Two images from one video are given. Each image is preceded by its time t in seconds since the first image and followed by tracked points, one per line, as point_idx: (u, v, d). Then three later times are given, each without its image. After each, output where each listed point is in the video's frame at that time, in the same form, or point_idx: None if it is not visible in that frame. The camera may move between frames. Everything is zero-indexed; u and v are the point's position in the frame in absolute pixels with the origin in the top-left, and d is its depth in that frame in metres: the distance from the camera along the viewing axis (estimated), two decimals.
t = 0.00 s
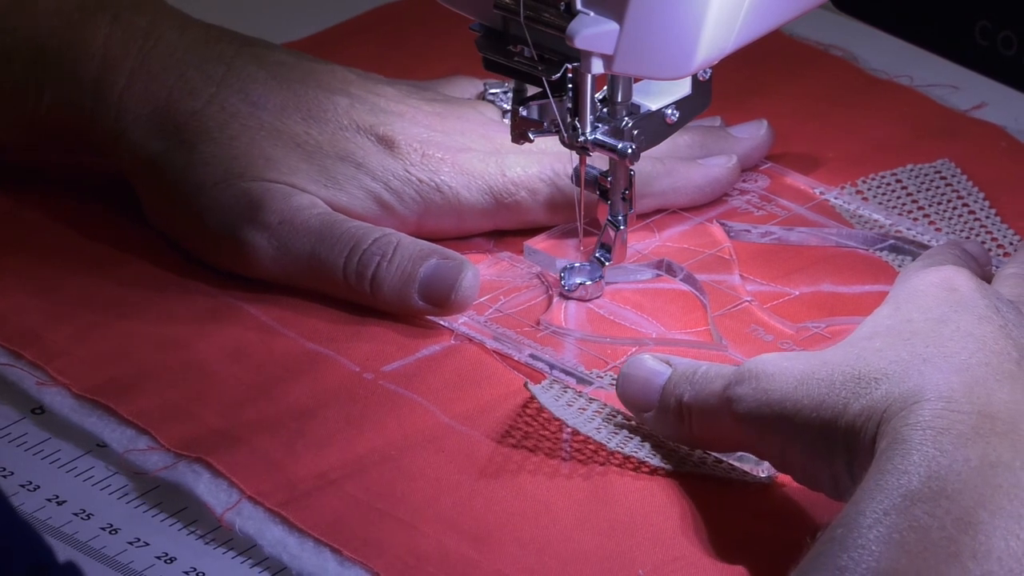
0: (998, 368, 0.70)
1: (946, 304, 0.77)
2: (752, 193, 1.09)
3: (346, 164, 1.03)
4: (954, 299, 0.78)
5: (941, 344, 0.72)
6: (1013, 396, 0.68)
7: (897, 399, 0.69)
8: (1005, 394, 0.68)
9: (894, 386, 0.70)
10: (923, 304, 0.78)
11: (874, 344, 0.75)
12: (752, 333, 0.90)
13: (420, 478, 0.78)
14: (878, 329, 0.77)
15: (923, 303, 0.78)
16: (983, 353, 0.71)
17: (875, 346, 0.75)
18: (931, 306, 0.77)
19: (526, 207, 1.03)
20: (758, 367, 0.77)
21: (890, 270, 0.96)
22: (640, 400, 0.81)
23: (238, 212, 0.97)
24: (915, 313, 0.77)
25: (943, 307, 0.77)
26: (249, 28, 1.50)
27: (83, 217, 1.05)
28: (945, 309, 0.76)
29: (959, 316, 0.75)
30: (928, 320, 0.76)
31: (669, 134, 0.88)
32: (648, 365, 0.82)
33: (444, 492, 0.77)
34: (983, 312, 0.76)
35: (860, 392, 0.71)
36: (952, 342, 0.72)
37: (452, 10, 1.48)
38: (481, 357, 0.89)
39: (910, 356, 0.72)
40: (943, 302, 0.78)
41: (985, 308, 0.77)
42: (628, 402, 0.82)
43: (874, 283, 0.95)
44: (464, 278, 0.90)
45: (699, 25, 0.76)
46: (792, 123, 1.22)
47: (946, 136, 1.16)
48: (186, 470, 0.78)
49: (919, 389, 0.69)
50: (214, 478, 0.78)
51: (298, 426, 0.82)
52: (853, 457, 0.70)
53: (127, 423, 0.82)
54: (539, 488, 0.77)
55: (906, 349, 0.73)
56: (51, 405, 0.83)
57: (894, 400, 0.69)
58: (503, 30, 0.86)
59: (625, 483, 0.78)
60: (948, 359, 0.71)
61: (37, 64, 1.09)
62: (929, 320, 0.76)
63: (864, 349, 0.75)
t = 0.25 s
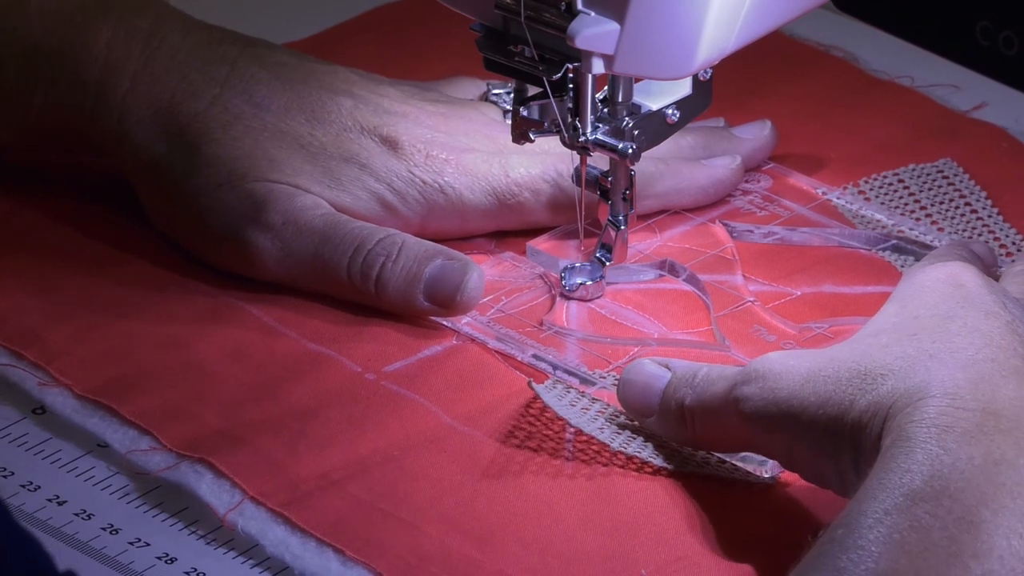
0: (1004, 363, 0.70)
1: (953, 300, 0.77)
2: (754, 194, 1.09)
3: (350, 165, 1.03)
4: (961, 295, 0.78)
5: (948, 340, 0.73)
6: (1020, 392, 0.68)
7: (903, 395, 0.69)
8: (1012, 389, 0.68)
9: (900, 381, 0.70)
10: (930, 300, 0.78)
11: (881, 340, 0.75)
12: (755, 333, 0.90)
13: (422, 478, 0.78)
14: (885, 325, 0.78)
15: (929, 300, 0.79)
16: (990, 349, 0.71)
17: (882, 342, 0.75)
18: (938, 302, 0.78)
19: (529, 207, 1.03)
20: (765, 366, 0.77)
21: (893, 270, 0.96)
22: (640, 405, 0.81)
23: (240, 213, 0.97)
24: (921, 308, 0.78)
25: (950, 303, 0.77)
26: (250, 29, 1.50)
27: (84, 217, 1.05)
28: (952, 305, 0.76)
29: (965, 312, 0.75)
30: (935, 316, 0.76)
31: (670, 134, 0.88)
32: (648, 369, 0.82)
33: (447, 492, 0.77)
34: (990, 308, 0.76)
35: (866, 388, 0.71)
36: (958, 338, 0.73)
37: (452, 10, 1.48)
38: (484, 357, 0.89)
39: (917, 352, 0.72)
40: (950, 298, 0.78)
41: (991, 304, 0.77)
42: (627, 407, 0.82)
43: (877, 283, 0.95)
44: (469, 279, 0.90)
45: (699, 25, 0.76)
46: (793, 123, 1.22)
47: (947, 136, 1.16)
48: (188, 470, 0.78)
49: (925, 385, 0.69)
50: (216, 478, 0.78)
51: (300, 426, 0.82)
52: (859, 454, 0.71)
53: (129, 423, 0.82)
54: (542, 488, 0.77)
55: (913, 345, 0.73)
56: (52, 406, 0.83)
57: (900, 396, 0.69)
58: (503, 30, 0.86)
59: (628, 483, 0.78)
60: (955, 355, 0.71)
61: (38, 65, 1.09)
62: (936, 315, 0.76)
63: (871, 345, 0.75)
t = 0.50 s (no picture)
0: (1008, 363, 0.70)
1: (957, 300, 0.77)
2: (756, 194, 1.09)
3: (351, 165, 1.03)
4: (965, 294, 0.78)
5: (952, 339, 0.73)
6: None
7: (907, 395, 0.69)
8: (1016, 390, 0.68)
9: (905, 381, 0.70)
10: (934, 299, 0.78)
11: (886, 340, 0.75)
12: (756, 333, 0.90)
13: (423, 478, 0.78)
14: (889, 324, 0.78)
15: (932, 298, 0.78)
16: (994, 349, 0.71)
17: (885, 342, 0.75)
18: (942, 300, 0.78)
19: (530, 207, 1.03)
20: (768, 368, 0.77)
21: (894, 270, 0.96)
22: (642, 406, 0.81)
23: (241, 213, 0.97)
24: (925, 307, 0.77)
25: (953, 302, 0.77)
26: (250, 28, 1.50)
27: (85, 217, 1.05)
28: (955, 304, 0.76)
29: (969, 311, 0.75)
30: (939, 315, 0.76)
31: (670, 134, 0.88)
32: (649, 370, 0.82)
33: (448, 492, 0.77)
34: (993, 308, 0.76)
35: (870, 388, 0.71)
36: (963, 337, 0.73)
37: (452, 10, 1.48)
38: (485, 357, 0.89)
39: (921, 352, 0.72)
40: (954, 297, 0.78)
41: (995, 303, 0.77)
42: (630, 408, 0.82)
43: (879, 283, 0.95)
44: (470, 279, 0.89)
45: (699, 25, 0.76)
46: (794, 123, 1.22)
47: (947, 136, 1.16)
48: (190, 471, 0.78)
49: (930, 385, 0.69)
50: (217, 478, 0.78)
51: (301, 426, 0.82)
52: (862, 453, 0.70)
53: (130, 423, 0.82)
54: (543, 489, 0.77)
55: (917, 345, 0.73)
56: (53, 406, 0.83)
57: (904, 396, 0.69)
58: (503, 30, 0.86)
59: (630, 483, 0.78)
60: (959, 354, 0.71)
61: (39, 64, 1.09)
62: (940, 314, 0.76)
63: (875, 345, 0.75)
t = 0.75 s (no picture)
0: (1012, 366, 0.71)
1: (960, 301, 0.77)
2: (755, 194, 1.09)
3: (351, 166, 1.03)
4: (968, 296, 0.78)
5: (956, 342, 0.73)
6: None
7: (912, 397, 0.69)
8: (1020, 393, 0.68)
9: (909, 383, 0.70)
10: (937, 301, 0.78)
11: (889, 342, 0.75)
12: (756, 333, 0.90)
13: (423, 478, 0.78)
14: (893, 326, 0.78)
15: (935, 300, 0.79)
16: (998, 352, 0.72)
17: (889, 343, 0.75)
18: (945, 302, 0.78)
19: (530, 208, 1.03)
20: (773, 370, 0.77)
21: (894, 270, 0.96)
22: (643, 407, 0.81)
23: (242, 213, 0.97)
24: (928, 309, 0.78)
25: (957, 304, 0.77)
26: (249, 28, 1.50)
27: (84, 217, 1.05)
28: (959, 306, 0.77)
29: (972, 314, 0.76)
30: (942, 317, 0.76)
31: (670, 134, 0.88)
32: (650, 370, 0.82)
33: (448, 492, 0.77)
34: (997, 310, 0.76)
35: (874, 390, 0.71)
36: (966, 340, 0.73)
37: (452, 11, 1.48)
38: (485, 357, 0.89)
39: (925, 354, 0.73)
40: (957, 299, 0.78)
41: (998, 306, 0.77)
42: (630, 408, 0.82)
43: (878, 283, 0.95)
44: (470, 279, 0.90)
45: (699, 25, 0.76)
46: (794, 123, 1.22)
47: (947, 136, 1.16)
48: (190, 471, 0.78)
49: (934, 387, 0.69)
50: (217, 478, 0.78)
51: (301, 425, 0.82)
52: (865, 455, 0.70)
53: (130, 423, 0.82)
54: (542, 488, 0.77)
55: (921, 347, 0.73)
56: (53, 406, 0.83)
57: (909, 398, 0.69)
58: (503, 30, 0.86)
59: (629, 483, 0.78)
60: (963, 357, 0.71)
61: (39, 64, 1.09)
62: (943, 316, 0.76)
63: (879, 347, 0.75)
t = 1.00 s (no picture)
0: (1013, 366, 0.70)
1: (962, 301, 0.77)
2: (756, 194, 1.09)
3: (351, 166, 1.03)
4: (970, 296, 0.78)
5: (957, 341, 0.73)
6: None
7: (913, 396, 0.69)
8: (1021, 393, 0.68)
9: (910, 383, 0.70)
10: (939, 300, 0.78)
11: (891, 342, 0.75)
12: (756, 333, 0.90)
13: (423, 478, 0.78)
14: (895, 326, 0.78)
15: (937, 300, 0.79)
16: (999, 351, 0.72)
17: (891, 343, 0.75)
18: (947, 302, 0.78)
19: (530, 208, 1.03)
20: (774, 369, 0.77)
21: (894, 270, 0.96)
22: (644, 407, 0.81)
23: (242, 213, 0.97)
24: (930, 309, 0.78)
25: (958, 303, 0.77)
26: (249, 28, 1.50)
27: (84, 217, 1.05)
28: (961, 306, 0.77)
29: (974, 313, 0.76)
30: (944, 317, 0.76)
31: (670, 134, 0.88)
32: (650, 370, 0.82)
33: (447, 492, 0.77)
34: (998, 310, 0.76)
35: (875, 389, 0.71)
36: (968, 339, 0.73)
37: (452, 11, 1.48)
38: (485, 357, 0.89)
39: (927, 354, 0.73)
40: (958, 298, 0.78)
41: (999, 305, 0.77)
42: (631, 408, 0.82)
43: (878, 283, 0.95)
44: (470, 280, 0.90)
45: (699, 25, 0.76)
46: (794, 123, 1.22)
47: (947, 136, 1.16)
48: (190, 471, 0.78)
49: (935, 387, 0.69)
50: (217, 478, 0.78)
51: (301, 425, 0.82)
52: (866, 455, 0.70)
53: (130, 423, 0.82)
54: (542, 489, 0.77)
55: (922, 346, 0.73)
56: (53, 406, 0.83)
57: (910, 397, 0.69)
58: (503, 30, 0.86)
59: (629, 483, 0.78)
60: (965, 356, 0.71)
61: (39, 64, 1.09)
62: (945, 316, 0.76)
63: (880, 347, 0.75)
